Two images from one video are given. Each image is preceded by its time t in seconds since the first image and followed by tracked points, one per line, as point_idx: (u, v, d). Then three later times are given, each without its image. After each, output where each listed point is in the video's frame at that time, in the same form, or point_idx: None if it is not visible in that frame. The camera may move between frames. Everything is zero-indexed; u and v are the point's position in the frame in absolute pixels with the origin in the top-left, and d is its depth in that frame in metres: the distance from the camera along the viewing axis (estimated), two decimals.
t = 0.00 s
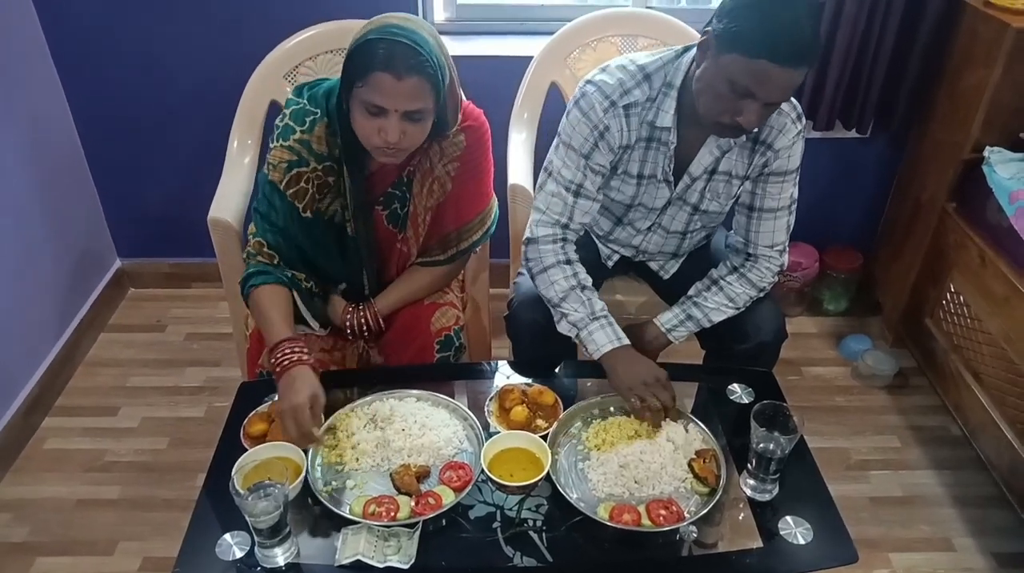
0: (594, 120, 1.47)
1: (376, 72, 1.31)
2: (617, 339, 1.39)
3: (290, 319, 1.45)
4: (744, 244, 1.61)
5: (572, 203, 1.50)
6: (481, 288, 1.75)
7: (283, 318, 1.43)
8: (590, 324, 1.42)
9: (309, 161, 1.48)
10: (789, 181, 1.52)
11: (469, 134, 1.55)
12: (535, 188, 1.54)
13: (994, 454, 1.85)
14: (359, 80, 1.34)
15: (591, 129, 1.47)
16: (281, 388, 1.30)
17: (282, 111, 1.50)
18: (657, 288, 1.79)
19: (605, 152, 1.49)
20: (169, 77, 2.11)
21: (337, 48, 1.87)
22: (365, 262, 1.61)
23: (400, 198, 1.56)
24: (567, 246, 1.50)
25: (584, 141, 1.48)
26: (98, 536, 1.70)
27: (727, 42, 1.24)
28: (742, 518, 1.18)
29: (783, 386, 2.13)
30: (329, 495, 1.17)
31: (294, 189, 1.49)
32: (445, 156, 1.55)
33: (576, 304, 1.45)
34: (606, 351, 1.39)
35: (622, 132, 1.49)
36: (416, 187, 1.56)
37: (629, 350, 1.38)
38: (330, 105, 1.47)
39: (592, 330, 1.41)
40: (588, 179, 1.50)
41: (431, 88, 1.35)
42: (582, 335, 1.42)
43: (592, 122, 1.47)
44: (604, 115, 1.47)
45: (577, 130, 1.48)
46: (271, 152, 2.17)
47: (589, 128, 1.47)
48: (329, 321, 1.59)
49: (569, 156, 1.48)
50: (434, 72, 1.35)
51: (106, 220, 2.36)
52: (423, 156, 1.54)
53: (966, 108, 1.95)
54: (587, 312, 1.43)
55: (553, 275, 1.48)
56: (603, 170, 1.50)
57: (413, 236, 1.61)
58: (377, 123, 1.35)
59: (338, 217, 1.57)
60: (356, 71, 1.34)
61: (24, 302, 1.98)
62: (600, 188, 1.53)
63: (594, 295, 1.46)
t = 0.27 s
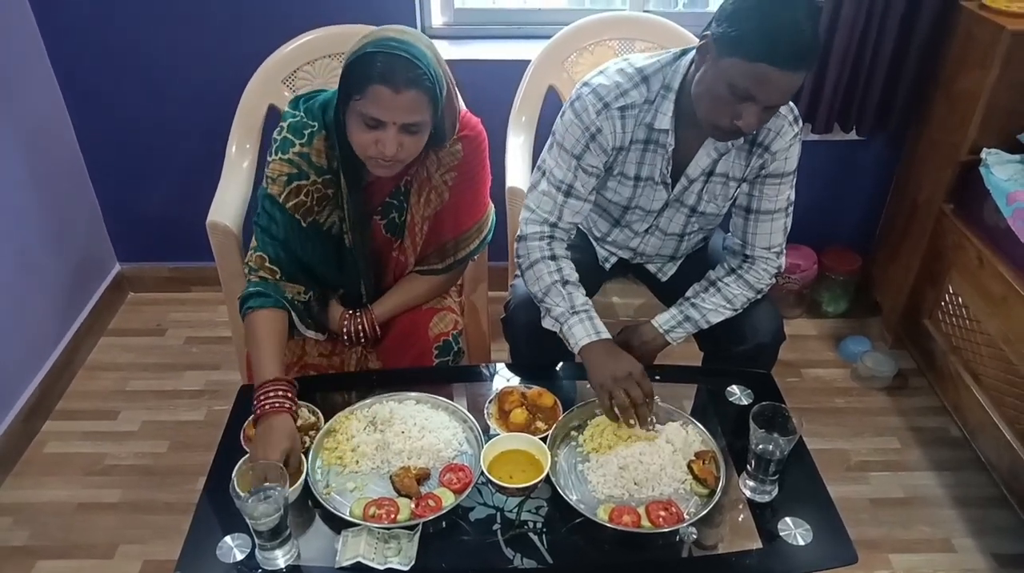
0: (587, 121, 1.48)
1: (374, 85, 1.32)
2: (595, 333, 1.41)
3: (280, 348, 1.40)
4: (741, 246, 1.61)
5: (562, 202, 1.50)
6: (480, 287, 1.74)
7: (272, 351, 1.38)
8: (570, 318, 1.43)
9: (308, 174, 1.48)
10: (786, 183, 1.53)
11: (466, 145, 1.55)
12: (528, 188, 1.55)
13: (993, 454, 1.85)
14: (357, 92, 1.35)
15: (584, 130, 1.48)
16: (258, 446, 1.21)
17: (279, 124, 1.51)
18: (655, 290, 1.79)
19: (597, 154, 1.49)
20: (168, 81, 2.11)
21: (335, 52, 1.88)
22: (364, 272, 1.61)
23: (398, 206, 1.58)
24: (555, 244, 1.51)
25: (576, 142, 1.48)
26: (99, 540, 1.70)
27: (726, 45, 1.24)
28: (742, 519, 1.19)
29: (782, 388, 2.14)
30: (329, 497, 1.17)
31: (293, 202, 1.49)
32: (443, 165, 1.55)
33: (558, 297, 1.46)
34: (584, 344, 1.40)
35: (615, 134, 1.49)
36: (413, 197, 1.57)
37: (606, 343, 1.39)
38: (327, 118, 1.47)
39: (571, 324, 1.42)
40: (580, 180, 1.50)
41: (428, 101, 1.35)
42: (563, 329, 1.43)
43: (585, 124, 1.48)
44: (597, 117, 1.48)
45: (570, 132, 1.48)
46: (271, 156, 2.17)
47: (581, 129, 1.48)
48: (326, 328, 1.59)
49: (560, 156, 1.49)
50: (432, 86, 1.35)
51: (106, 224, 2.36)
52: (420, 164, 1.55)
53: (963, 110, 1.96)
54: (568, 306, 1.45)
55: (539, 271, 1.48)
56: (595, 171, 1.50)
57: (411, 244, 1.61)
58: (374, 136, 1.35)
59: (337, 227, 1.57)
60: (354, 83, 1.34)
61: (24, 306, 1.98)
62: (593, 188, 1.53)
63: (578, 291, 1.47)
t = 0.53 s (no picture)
0: (593, 122, 1.48)
1: (376, 88, 1.32)
2: (612, 342, 1.41)
3: (267, 337, 1.43)
4: (742, 246, 1.61)
5: (572, 205, 1.51)
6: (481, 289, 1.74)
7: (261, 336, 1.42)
8: (586, 326, 1.43)
9: (304, 172, 1.48)
10: (787, 183, 1.53)
11: (466, 145, 1.55)
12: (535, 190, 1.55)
13: (994, 454, 1.85)
14: (358, 94, 1.35)
15: (590, 131, 1.48)
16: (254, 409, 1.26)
17: (278, 122, 1.51)
18: (655, 289, 1.79)
19: (603, 155, 1.49)
20: (169, 83, 2.12)
21: (336, 54, 1.88)
22: (363, 270, 1.61)
23: (398, 206, 1.58)
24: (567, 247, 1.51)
25: (583, 143, 1.48)
26: (100, 541, 1.71)
27: (725, 46, 1.25)
28: (742, 519, 1.19)
29: (783, 388, 2.14)
30: (329, 498, 1.17)
31: (288, 199, 1.49)
32: (442, 165, 1.55)
33: (573, 305, 1.46)
34: (600, 353, 1.40)
35: (620, 134, 1.49)
36: (414, 197, 1.57)
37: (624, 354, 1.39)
38: (327, 117, 1.47)
39: (588, 332, 1.42)
40: (588, 181, 1.51)
41: (429, 103, 1.35)
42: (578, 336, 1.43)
43: (591, 125, 1.48)
44: (603, 117, 1.48)
45: (575, 133, 1.48)
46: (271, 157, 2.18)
47: (588, 130, 1.48)
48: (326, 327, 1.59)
49: (567, 158, 1.49)
50: (434, 87, 1.36)
51: (107, 226, 2.36)
52: (420, 164, 1.55)
53: (963, 110, 1.96)
54: (584, 314, 1.44)
55: (552, 276, 1.48)
56: (602, 172, 1.51)
57: (410, 244, 1.61)
58: (376, 137, 1.35)
59: (336, 227, 1.57)
60: (355, 85, 1.35)
61: (26, 308, 1.99)
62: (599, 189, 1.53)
63: (593, 298, 1.47)
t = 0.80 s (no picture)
0: (589, 125, 1.48)
1: (381, 82, 1.32)
2: (602, 332, 1.41)
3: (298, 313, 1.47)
4: (741, 251, 1.62)
5: (566, 207, 1.51)
6: (480, 292, 1.75)
7: (292, 312, 1.45)
8: (575, 319, 1.43)
9: (305, 166, 1.49)
10: (786, 188, 1.53)
11: (465, 144, 1.56)
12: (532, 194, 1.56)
13: (994, 458, 1.85)
14: (361, 88, 1.35)
15: (585, 135, 1.49)
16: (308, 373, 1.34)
17: (279, 116, 1.52)
18: (655, 293, 1.79)
19: (599, 157, 1.50)
20: (170, 87, 2.12)
21: (336, 58, 1.89)
22: (363, 271, 1.62)
23: (398, 204, 1.59)
24: (559, 247, 1.51)
25: (578, 146, 1.49)
26: (102, 545, 1.71)
27: (727, 52, 1.25)
28: (743, 523, 1.19)
29: (783, 392, 2.14)
30: (331, 502, 1.18)
31: (290, 193, 1.50)
32: (442, 164, 1.56)
33: (563, 299, 1.45)
34: (592, 344, 1.40)
35: (616, 138, 1.50)
36: (412, 195, 1.58)
37: (615, 342, 1.39)
38: (327, 112, 1.48)
39: (578, 325, 1.42)
40: (583, 184, 1.50)
41: (434, 97, 1.36)
42: (571, 331, 1.43)
43: (586, 128, 1.48)
44: (599, 121, 1.48)
45: (571, 136, 1.49)
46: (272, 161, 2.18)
47: (583, 134, 1.48)
48: (328, 327, 1.61)
49: (563, 161, 1.50)
50: (438, 81, 1.36)
51: (108, 230, 2.37)
52: (420, 162, 1.56)
53: (962, 114, 1.96)
54: (574, 307, 1.44)
55: (544, 272, 1.48)
56: (598, 175, 1.51)
57: (409, 241, 1.62)
58: (380, 131, 1.36)
59: (335, 220, 1.58)
60: (359, 79, 1.35)
61: (27, 312, 1.99)
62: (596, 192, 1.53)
63: (584, 292, 1.46)
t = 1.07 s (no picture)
0: (600, 128, 1.49)
1: (399, 84, 1.33)
2: (635, 337, 1.41)
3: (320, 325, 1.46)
4: (749, 255, 1.61)
5: (582, 210, 1.51)
6: (488, 297, 1.75)
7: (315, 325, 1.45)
8: (607, 324, 1.43)
9: (319, 163, 1.49)
10: (794, 192, 1.53)
11: (478, 148, 1.57)
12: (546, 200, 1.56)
13: (1004, 464, 1.84)
14: (380, 89, 1.36)
15: (596, 138, 1.49)
16: (328, 394, 1.32)
17: (295, 114, 1.53)
18: (662, 298, 1.79)
19: (610, 160, 1.50)
20: (180, 93, 2.14)
21: (345, 63, 1.90)
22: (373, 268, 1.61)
23: (409, 206, 1.59)
24: (579, 255, 1.51)
25: (589, 150, 1.49)
26: (110, 548, 1.71)
27: (735, 57, 1.25)
28: (750, 529, 1.19)
29: (791, 397, 2.13)
30: (338, 506, 1.18)
31: (307, 191, 1.49)
32: (454, 167, 1.57)
33: (592, 306, 1.46)
34: (626, 349, 1.40)
35: (626, 141, 1.50)
36: (424, 197, 1.58)
37: (648, 347, 1.40)
38: (342, 111, 1.48)
39: (609, 331, 1.42)
40: (597, 187, 1.51)
41: (451, 98, 1.37)
42: (600, 336, 1.44)
43: (597, 131, 1.49)
44: (609, 124, 1.49)
45: (582, 139, 1.49)
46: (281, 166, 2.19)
47: (594, 137, 1.49)
48: (337, 330, 1.61)
49: (575, 164, 1.50)
50: (456, 82, 1.37)
51: (118, 235, 2.38)
52: (432, 164, 1.56)
53: (970, 119, 1.96)
54: (603, 313, 1.45)
55: (568, 277, 1.49)
56: (611, 177, 1.51)
57: (420, 243, 1.63)
58: (398, 132, 1.36)
59: (348, 221, 1.57)
60: (377, 80, 1.35)
61: (37, 316, 2.00)
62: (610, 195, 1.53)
63: (609, 298, 1.47)
